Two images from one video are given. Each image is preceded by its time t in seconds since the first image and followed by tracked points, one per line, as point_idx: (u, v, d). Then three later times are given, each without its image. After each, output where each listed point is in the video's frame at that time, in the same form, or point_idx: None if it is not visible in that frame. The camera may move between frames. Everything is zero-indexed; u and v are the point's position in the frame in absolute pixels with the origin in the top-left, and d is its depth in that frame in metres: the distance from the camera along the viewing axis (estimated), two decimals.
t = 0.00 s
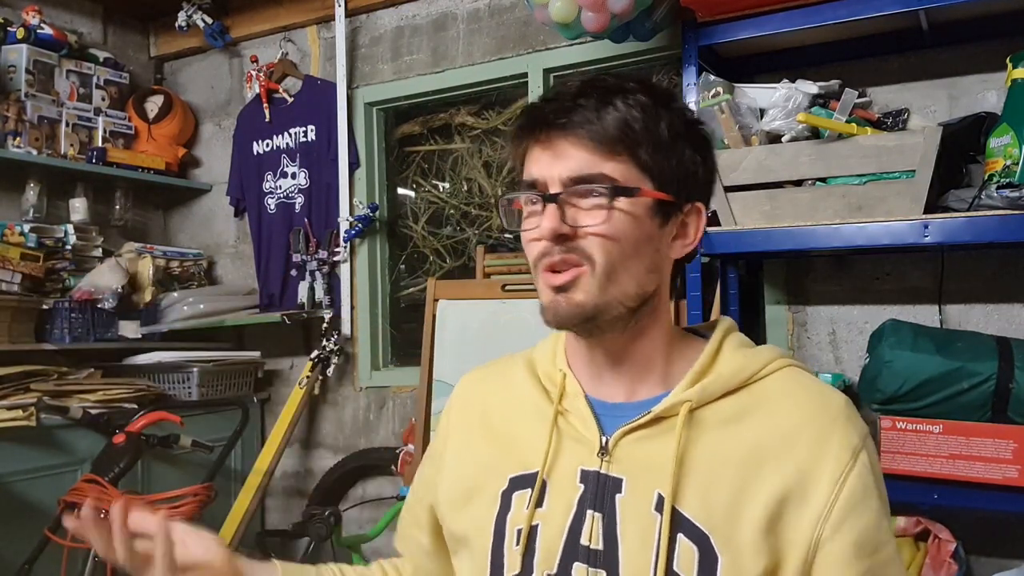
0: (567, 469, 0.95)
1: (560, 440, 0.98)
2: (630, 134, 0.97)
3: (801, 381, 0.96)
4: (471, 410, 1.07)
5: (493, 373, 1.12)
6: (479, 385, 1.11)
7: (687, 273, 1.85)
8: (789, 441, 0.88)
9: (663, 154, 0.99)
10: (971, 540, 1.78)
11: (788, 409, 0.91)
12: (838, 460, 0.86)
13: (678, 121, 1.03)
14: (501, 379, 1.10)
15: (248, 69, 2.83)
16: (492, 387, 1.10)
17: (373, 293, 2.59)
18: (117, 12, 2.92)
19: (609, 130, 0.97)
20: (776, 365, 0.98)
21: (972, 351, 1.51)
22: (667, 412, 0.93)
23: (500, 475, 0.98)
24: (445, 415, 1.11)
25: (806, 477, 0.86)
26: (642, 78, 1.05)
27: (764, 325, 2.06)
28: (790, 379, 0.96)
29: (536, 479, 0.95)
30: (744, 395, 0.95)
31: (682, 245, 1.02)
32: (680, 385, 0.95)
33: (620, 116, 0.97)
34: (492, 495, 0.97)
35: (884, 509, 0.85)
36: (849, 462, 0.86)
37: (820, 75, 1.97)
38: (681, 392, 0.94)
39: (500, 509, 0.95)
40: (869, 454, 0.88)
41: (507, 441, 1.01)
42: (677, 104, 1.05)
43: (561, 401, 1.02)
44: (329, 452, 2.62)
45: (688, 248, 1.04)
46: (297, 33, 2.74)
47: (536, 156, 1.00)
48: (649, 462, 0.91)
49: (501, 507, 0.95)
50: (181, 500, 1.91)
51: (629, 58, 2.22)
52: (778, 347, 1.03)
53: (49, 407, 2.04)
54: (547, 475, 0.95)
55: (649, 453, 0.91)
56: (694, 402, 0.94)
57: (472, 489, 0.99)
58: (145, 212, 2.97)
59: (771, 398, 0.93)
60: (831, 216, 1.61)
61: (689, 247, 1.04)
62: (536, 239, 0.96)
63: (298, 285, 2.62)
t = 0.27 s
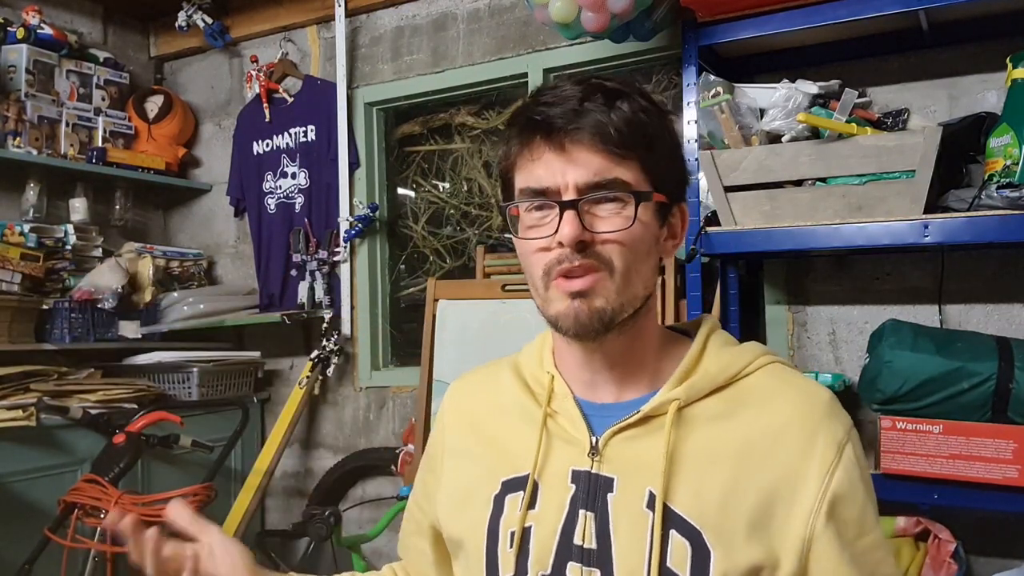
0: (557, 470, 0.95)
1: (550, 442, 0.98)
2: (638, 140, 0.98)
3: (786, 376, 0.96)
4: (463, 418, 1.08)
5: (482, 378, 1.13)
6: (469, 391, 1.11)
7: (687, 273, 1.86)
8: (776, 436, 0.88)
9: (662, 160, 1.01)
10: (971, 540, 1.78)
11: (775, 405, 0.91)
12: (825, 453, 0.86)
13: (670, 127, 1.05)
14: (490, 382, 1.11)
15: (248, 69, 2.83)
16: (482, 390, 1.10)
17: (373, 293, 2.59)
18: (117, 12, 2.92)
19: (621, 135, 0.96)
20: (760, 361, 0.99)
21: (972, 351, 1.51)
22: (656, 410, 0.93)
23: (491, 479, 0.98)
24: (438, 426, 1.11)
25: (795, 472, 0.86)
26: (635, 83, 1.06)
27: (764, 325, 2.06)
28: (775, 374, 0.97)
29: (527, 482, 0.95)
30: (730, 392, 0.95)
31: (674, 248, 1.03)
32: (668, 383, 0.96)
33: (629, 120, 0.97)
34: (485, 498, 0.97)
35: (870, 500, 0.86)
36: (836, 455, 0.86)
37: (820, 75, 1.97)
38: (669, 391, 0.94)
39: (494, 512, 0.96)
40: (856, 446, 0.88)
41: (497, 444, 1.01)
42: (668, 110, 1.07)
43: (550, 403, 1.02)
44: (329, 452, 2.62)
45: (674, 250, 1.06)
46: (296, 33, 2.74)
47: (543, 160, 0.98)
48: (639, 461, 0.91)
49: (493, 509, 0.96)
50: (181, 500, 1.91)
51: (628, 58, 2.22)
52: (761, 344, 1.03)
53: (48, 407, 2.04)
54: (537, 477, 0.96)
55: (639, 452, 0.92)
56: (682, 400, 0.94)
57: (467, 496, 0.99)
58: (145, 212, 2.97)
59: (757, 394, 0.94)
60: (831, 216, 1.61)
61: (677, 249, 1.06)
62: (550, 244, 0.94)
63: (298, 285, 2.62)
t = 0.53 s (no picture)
0: (557, 468, 0.94)
1: (549, 440, 0.98)
2: (643, 142, 0.98)
3: (780, 374, 0.97)
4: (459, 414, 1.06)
5: (476, 376, 1.11)
6: (464, 389, 1.10)
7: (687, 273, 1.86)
8: (770, 432, 0.89)
9: (663, 164, 1.01)
10: (971, 540, 1.78)
11: (770, 402, 0.92)
12: (819, 448, 0.87)
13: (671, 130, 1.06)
14: (486, 380, 1.10)
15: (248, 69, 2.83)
16: (478, 388, 1.09)
17: (373, 293, 2.59)
18: (117, 12, 2.92)
19: (624, 137, 0.97)
20: (755, 359, 1.00)
21: (972, 351, 1.51)
22: (655, 408, 0.94)
23: (490, 478, 0.97)
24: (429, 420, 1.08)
25: (790, 467, 0.87)
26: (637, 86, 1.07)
27: (765, 325, 2.06)
28: (770, 372, 0.98)
29: (527, 481, 0.94)
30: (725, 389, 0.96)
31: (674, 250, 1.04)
32: (666, 381, 0.96)
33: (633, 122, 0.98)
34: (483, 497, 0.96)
35: (866, 495, 0.86)
36: (830, 449, 0.87)
37: (820, 75, 1.98)
38: (667, 388, 0.95)
39: (492, 512, 0.95)
40: (850, 441, 0.89)
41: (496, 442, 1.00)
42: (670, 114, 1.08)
43: (550, 402, 1.01)
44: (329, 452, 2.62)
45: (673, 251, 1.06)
46: (296, 33, 2.74)
47: (547, 159, 0.98)
48: (637, 458, 0.91)
49: (491, 509, 0.95)
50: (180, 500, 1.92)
51: (628, 58, 2.22)
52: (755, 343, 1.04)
53: (48, 407, 2.03)
54: (537, 475, 0.95)
55: (637, 449, 0.92)
56: (680, 397, 0.94)
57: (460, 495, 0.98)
58: (145, 212, 2.97)
59: (753, 391, 0.94)
60: (831, 216, 1.61)
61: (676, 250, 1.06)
62: (552, 243, 0.94)
63: (298, 285, 2.62)
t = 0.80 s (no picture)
0: (568, 471, 0.93)
1: (560, 442, 0.95)
2: (588, 163, 0.86)
3: (791, 375, 0.96)
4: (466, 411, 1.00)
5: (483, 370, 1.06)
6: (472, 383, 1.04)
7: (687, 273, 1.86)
8: (783, 435, 0.89)
9: (626, 166, 0.88)
10: (970, 540, 1.79)
11: (784, 405, 0.91)
12: (832, 451, 0.87)
13: (632, 113, 0.90)
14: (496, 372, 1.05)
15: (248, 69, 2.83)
16: (487, 380, 1.04)
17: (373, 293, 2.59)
18: (117, 12, 2.92)
19: (564, 164, 0.85)
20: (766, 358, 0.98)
21: (972, 351, 1.51)
22: (666, 411, 0.92)
23: (499, 478, 0.95)
24: (432, 410, 1.00)
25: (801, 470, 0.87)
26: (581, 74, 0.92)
27: (765, 325, 2.06)
28: (782, 372, 0.96)
29: (538, 483, 0.93)
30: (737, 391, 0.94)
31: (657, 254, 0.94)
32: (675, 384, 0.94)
33: (574, 144, 0.86)
34: (491, 498, 0.94)
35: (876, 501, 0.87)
36: (842, 452, 0.87)
37: (820, 75, 1.98)
38: (677, 391, 0.93)
39: (501, 513, 0.93)
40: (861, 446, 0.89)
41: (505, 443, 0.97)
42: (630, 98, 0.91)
43: (560, 403, 0.97)
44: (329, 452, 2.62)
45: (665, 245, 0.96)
46: (296, 33, 2.74)
47: (489, 195, 0.89)
48: (649, 461, 0.90)
49: (501, 510, 0.93)
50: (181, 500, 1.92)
51: (629, 58, 2.22)
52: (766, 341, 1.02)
53: (48, 407, 2.03)
54: (547, 478, 0.93)
55: (649, 452, 0.91)
56: (691, 400, 0.92)
57: (467, 491, 0.95)
58: (145, 213, 2.97)
59: (765, 393, 0.93)
60: (831, 216, 1.61)
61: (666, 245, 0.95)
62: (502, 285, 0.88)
63: (298, 285, 2.62)
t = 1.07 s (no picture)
0: (592, 486, 0.95)
1: (585, 454, 0.98)
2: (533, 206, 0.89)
3: (832, 387, 0.92)
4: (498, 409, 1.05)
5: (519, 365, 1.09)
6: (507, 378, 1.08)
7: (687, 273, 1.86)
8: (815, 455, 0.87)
9: (572, 205, 0.90)
10: (971, 540, 1.79)
11: (818, 423, 0.89)
12: (866, 473, 0.84)
13: (579, 147, 0.91)
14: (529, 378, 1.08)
15: (248, 69, 2.83)
16: (519, 387, 1.07)
17: (373, 293, 2.59)
18: (117, 12, 2.92)
19: (507, 216, 0.90)
20: (805, 369, 0.95)
21: (972, 351, 1.51)
22: (692, 428, 0.92)
23: (527, 489, 0.98)
24: (464, 404, 1.06)
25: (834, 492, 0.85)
26: (529, 111, 0.94)
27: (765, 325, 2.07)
28: (821, 384, 0.93)
29: (563, 496, 0.95)
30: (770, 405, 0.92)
31: (645, 273, 0.93)
32: (703, 398, 0.94)
33: (518, 192, 0.89)
34: (518, 511, 0.98)
35: (917, 524, 0.83)
36: (877, 477, 0.84)
37: (820, 76, 1.98)
38: (704, 406, 0.93)
39: (526, 524, 0.96)
40: (903, 466, 0.85)
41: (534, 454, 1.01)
42: (569, 130, 0.92)
43: (588, 414, 1.00)
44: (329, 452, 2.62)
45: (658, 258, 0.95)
46: (297, 33, 2.74)
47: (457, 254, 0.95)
48: (674, 480, 0.91)
49: (526, 521, 0.96)
50: (180, 501, 1.92)
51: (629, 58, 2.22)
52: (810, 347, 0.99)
53: (49, 407, 2.03)
54: (574, 492, 0.96)
55: (675, 469, 0.91)
56: (719, 416, 0.92)
57: (495, 500, 0.99)
58: (145, 213, 2.97)
59: (799, 408, 0.91)
60: (831, 216, 1.61)
61: (656, 257, 0.94)
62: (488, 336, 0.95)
63: (298, 285, 2.62)
